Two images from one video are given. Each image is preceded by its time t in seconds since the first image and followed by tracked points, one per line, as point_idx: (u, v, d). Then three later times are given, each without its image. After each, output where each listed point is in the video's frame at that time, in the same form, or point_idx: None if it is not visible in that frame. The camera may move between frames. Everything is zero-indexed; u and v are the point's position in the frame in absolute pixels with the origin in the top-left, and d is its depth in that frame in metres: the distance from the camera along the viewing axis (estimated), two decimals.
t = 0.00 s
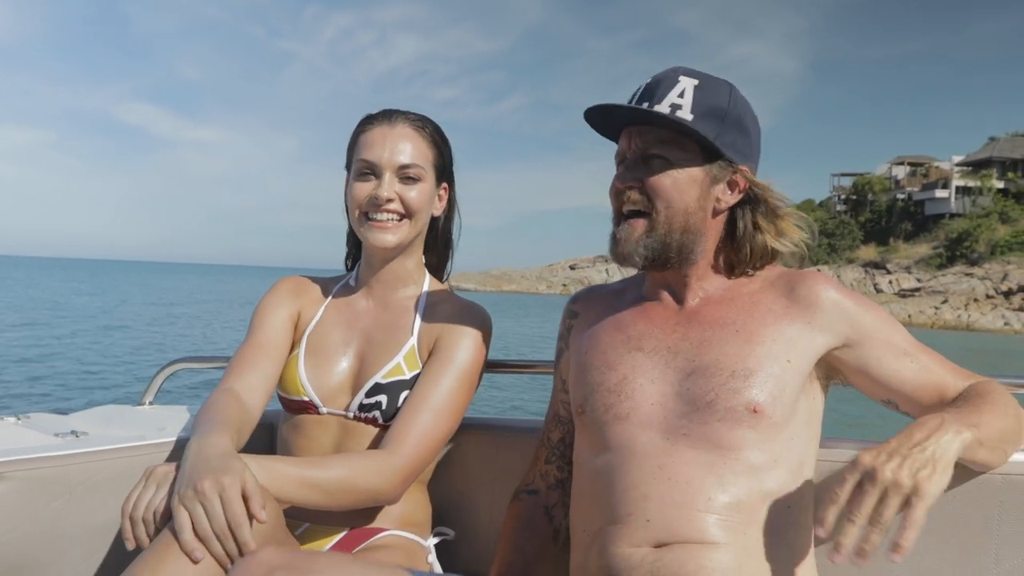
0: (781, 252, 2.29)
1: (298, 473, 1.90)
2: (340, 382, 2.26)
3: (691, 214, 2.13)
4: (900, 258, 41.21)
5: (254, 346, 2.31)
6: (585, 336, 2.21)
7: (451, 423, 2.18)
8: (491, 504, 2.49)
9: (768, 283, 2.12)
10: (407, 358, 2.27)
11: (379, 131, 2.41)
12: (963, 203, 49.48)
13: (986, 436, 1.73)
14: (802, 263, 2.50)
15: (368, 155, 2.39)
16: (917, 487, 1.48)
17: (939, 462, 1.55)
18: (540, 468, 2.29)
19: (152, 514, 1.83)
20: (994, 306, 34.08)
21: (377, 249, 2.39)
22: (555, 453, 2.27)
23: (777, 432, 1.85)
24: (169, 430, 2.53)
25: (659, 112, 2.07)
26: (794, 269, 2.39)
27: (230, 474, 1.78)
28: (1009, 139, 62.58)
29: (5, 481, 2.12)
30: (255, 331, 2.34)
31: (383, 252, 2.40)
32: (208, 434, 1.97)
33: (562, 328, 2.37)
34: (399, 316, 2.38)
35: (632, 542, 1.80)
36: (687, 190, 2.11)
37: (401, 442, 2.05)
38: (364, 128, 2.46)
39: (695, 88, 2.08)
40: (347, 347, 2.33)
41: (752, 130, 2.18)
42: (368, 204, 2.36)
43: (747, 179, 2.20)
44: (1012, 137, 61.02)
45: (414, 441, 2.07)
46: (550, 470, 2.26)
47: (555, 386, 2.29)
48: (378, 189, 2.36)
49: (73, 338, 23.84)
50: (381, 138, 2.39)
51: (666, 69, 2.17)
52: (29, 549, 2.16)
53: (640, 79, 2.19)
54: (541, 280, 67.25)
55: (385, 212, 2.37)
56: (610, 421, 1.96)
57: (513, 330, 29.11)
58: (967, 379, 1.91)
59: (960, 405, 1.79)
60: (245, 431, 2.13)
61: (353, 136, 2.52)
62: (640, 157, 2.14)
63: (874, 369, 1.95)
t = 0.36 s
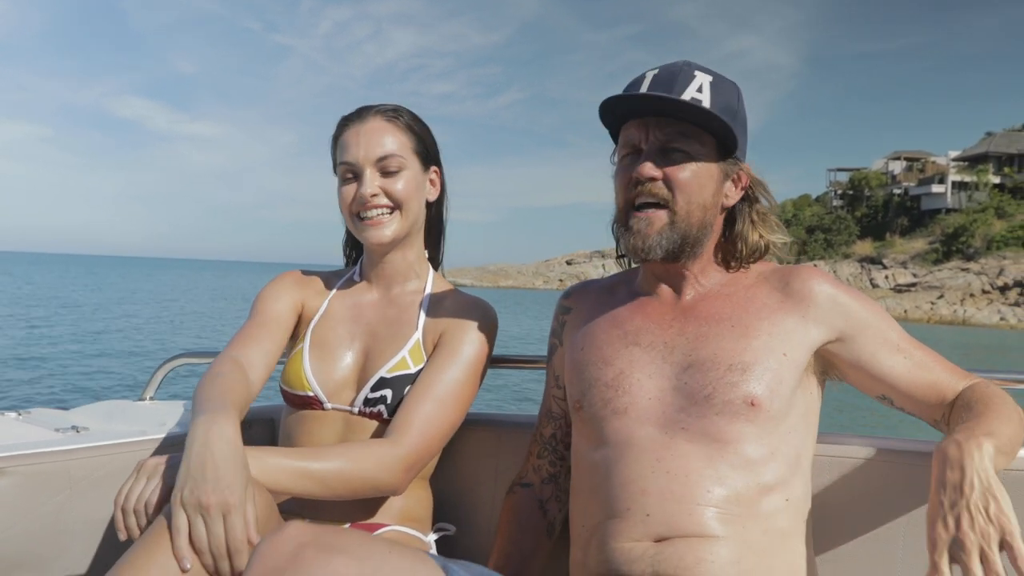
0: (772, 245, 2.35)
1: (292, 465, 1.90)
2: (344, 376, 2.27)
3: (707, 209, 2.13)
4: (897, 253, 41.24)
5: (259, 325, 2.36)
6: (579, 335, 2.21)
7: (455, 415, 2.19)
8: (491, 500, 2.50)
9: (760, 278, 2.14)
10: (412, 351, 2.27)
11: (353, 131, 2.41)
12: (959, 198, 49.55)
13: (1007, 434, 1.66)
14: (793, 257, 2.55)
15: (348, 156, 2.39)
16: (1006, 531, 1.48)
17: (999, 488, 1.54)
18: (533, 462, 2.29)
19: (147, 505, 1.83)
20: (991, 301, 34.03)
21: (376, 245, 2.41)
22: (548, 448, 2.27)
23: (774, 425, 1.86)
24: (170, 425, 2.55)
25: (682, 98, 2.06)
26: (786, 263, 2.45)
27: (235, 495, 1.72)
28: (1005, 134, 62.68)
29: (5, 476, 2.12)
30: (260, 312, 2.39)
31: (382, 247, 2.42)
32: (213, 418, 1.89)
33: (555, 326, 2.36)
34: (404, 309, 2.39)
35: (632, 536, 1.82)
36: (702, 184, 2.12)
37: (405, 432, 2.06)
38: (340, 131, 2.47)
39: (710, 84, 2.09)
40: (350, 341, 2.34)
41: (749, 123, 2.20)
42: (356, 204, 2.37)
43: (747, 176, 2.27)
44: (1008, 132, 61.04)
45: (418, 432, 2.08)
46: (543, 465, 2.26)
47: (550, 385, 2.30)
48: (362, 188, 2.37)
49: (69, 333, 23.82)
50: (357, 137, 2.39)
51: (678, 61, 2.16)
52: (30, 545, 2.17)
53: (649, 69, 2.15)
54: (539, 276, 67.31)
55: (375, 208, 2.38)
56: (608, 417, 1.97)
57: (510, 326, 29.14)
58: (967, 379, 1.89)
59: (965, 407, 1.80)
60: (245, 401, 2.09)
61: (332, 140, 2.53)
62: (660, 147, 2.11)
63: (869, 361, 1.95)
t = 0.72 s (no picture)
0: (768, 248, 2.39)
1: (305, 473, 1.89)
2: (346, 372, 2.29)
3: (722, 204, 2.15)
4: (892, 254, 41.35)
5: (266, 340, 2.32)
6: (577, 334, 2.22)
7: (469, 415, 2.20)
8: (491, 500, 2.51)
9: (758, 276, 2.15)
10: (419, 348, 2.28)
11: (349, 128, 2.43)
12: (954, 198, 49.71)
13: (1009, 425, 1.67)
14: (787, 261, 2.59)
15: (345, 152, 2.40)
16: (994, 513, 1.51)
17: (994, 472, 1.55)
18: (532, 461, 2.29)
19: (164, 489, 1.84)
20: (985, 302, 34.07)
21: (376, 237, 2.41)
22: (547, 448, 2.27)
23: (773, 424, 1.87)
24: (173, 424, 2.55)
25: (705, 91, 2.09)
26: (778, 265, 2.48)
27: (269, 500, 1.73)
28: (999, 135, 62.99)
29: (5, 476, 2.12)
30: (265, 325, 2.36)
31: (383, 239, 2.42)
32: (248, 440, 1.92)
33: (553, 324, 2.36)
34: (410, 305, 2.40)
35: (630, 537, 1.83)
36: (716, 181, 2.14)
37: (420, 439, 2.07)
38: (335, 129, 2.48)
39: (726, 82, 2.11)
40: (353, 335, 2.35)
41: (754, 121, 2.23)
42: (355, 199, 2.38)
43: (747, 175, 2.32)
44: (1002, 133, 61.33)
45: (436, 435, 2.09)
46: (542, 464, 2.27)
47: (549, 383, 2.29)
48: (359, 181, 2.38)
49: (64, 335, 23.79)
50: (353, 133, 2.41)
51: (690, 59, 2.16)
52: (30, 544, 2.17)
53: (661, 64, 2.15)
54: (534, 277, 67.41)
55: (373, 201, 2.38)
56: (608, 413, 1.98)
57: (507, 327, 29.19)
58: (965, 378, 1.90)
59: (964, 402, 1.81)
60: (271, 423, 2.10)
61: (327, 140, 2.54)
62: (685, 142, 2.15)
63: (869, 361, 1.96)
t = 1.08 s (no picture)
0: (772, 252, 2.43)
1: (316, 472, 1.90)
2: (349, 377, 2.28)
3: (715, 211, 2.15)
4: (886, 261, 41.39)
5: (264, 332, 2.34)
6: (581, 340, 2.22)
7: (474, 419, 2.20)
8: (493, 506, 2.50)
9: (761, 283, 2.15)
10: (424, 354, 2.28)
11: (365, 129, 2.44)
12: (949, 205, 49.83)
13: (1015, 425, 1.66)
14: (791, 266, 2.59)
15: (359, 153, 2.41)
16: (1003, 505, 1.51)
17: (1003, 465, 1.55)
18: (534, 468, 2.29)
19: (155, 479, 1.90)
20: (980, 309, 34.06)
21: (384, 240, 2.40)
22: (549, 454, 2.27)
23: (777, 430, 1.87)
24: (173, 429, 2.55)
25: (695, 100, 2.08)
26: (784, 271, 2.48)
27: (232, 495, 1.72)
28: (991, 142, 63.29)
29: (7, 480, 2.13)
30: (265, 319, 2.37)
31: (390, 242, 2.42)
32: (206, 434, 1.86)
33: (556, 331, 2.36)
34: (414, 309, 2.40)
35: (634, 543, 1.83)
36: (711, 188, 2.13)
37: (429, 444, 2.07)
38: (350, 130, 2.49)
39: (718, 88, 2.11)
40: (356, 339, 2.35)
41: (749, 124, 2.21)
42: (367, 201, 2.38)
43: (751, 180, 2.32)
44: (995, 140, 61.59)
45: (443, 440, 2.09)
46: (544, 470, 2.26)
47: (552, 390, 2.29)
48: (374, 183, 2.38)
49: (60, 344, 23.76)
50: (369, 134, 2.42)
51: (685, 64, 2.16)
52: (32, 549, 2.17)
53: (656, 72, 2.16)
54: (530, 284, 67.42)
55: (384, 204, 2.37)
56: (612, 419, 1.99)
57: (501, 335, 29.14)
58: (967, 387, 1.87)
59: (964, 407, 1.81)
60: (248, 417, 2.06)
61: (340, 140, 2.54)
62: (673, 152, 2.14)
63: (871, 368, 1.96)
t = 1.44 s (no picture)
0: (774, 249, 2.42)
1: (291, 467, 1.91)
2: (347, 377, 2.28)
3: (701, 211, 2.15)
4: (880, 262, 41.53)
5: (261, 333, 2.33)
6: (580, 339, 2.23)
7: (463, 414, 2.20)
8: (492, 505, 2.51)
9: (759, 284, 2.16)
10: (419, 353, 2.29)
11: (394, 127, 2.41)
12: (941, 206, 49.98)
13: (1012, 425, 1.67)
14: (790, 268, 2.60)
15: (384, 153, 2.38)
16: (1001, 503, 1.52)
17: (1001, 465, 1.56)
18: (533, 467, 2.29)
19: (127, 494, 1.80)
20: (973, 310, 34.14)
21: (391, 244, 2.41)
22: (548, 454, 2.27)
23: (775, 431, 1.88)
24: (172, 428, 2.55)
25: (673, 106, 2.09)
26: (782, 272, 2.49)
27: (207, 498, 1.62)
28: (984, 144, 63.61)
29: (7, 478, 2.13)
30: (262, 320, 2.37)
31: (397, 247, 2.42)
32: (194, 438, 1.80)
33: (556, 331, 2.37)
34: (409, 309, 2.41)
35: (632, 544, 1.84)
36: (695, 189, 2.13)
37: (411, 435, 2.06)
38: (374, 123, 2.45)
39: (700, 89, 2.12)
40: (353, 339, 2.36)
41: (745, 124, 2.21)
42: (388, 205, 2.37)
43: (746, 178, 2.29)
44: (987, 142, 61.94)
45: (427, 431, 2.09)
46: (543, 470, 2.27)
47: (551, 390, 2.29)
48: (398, 188, 2.36)
49: (53, 347, 23.67)
50: (399, 136, 2.39)
51: (669, 67, 2.19)
52: (32, 548, 2.18)
53: (641, 77, 2.19)
54: (525, 285, 67.44)
55: (402, 211, 2.37)
56: (609, 420, 1.99)
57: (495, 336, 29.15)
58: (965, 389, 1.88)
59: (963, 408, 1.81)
60: (242, 419, 2.00)
61: (359, 129, 2.49)
62: (650, 157, 2.14)
63: (869, 368, 1.98)
